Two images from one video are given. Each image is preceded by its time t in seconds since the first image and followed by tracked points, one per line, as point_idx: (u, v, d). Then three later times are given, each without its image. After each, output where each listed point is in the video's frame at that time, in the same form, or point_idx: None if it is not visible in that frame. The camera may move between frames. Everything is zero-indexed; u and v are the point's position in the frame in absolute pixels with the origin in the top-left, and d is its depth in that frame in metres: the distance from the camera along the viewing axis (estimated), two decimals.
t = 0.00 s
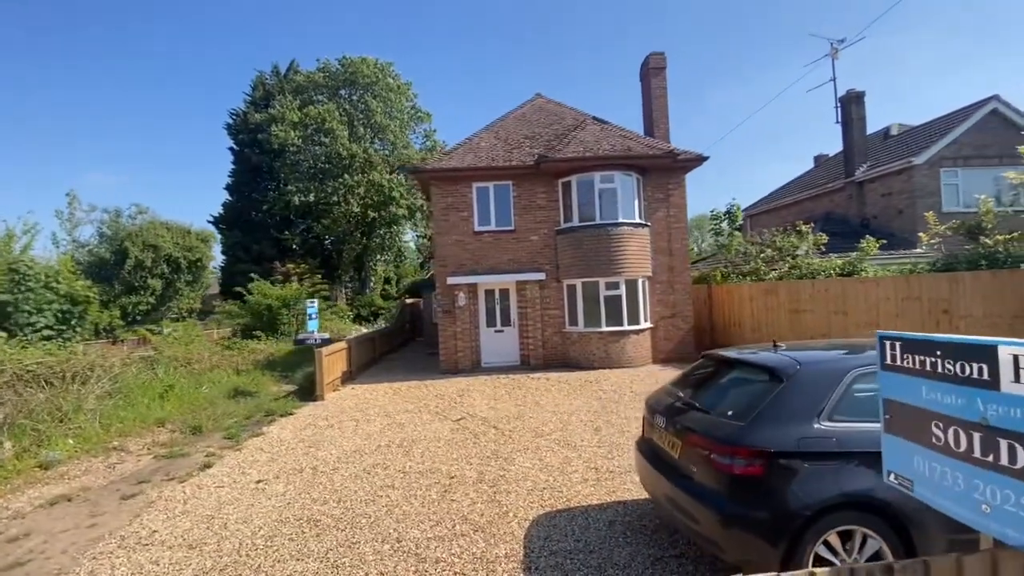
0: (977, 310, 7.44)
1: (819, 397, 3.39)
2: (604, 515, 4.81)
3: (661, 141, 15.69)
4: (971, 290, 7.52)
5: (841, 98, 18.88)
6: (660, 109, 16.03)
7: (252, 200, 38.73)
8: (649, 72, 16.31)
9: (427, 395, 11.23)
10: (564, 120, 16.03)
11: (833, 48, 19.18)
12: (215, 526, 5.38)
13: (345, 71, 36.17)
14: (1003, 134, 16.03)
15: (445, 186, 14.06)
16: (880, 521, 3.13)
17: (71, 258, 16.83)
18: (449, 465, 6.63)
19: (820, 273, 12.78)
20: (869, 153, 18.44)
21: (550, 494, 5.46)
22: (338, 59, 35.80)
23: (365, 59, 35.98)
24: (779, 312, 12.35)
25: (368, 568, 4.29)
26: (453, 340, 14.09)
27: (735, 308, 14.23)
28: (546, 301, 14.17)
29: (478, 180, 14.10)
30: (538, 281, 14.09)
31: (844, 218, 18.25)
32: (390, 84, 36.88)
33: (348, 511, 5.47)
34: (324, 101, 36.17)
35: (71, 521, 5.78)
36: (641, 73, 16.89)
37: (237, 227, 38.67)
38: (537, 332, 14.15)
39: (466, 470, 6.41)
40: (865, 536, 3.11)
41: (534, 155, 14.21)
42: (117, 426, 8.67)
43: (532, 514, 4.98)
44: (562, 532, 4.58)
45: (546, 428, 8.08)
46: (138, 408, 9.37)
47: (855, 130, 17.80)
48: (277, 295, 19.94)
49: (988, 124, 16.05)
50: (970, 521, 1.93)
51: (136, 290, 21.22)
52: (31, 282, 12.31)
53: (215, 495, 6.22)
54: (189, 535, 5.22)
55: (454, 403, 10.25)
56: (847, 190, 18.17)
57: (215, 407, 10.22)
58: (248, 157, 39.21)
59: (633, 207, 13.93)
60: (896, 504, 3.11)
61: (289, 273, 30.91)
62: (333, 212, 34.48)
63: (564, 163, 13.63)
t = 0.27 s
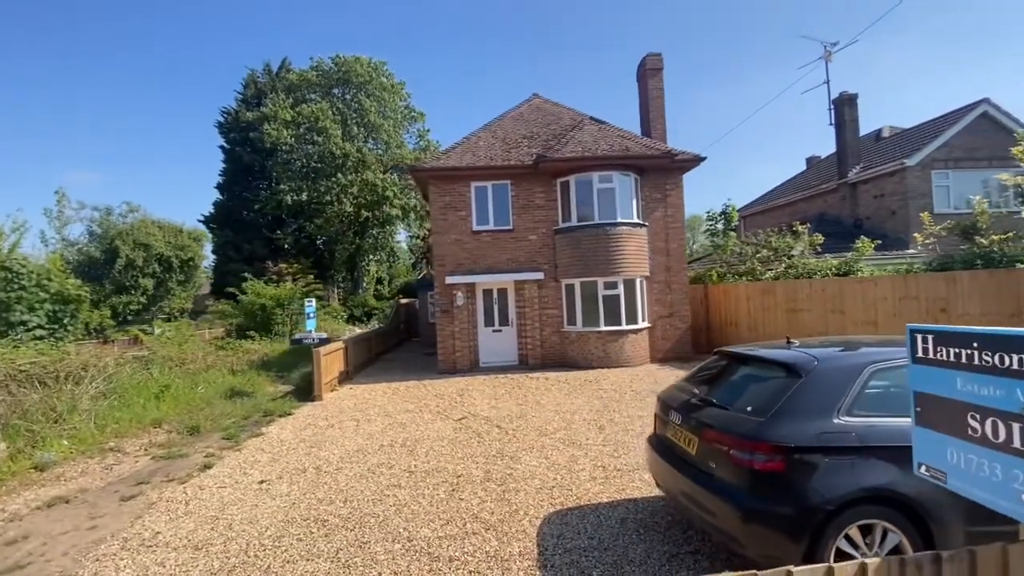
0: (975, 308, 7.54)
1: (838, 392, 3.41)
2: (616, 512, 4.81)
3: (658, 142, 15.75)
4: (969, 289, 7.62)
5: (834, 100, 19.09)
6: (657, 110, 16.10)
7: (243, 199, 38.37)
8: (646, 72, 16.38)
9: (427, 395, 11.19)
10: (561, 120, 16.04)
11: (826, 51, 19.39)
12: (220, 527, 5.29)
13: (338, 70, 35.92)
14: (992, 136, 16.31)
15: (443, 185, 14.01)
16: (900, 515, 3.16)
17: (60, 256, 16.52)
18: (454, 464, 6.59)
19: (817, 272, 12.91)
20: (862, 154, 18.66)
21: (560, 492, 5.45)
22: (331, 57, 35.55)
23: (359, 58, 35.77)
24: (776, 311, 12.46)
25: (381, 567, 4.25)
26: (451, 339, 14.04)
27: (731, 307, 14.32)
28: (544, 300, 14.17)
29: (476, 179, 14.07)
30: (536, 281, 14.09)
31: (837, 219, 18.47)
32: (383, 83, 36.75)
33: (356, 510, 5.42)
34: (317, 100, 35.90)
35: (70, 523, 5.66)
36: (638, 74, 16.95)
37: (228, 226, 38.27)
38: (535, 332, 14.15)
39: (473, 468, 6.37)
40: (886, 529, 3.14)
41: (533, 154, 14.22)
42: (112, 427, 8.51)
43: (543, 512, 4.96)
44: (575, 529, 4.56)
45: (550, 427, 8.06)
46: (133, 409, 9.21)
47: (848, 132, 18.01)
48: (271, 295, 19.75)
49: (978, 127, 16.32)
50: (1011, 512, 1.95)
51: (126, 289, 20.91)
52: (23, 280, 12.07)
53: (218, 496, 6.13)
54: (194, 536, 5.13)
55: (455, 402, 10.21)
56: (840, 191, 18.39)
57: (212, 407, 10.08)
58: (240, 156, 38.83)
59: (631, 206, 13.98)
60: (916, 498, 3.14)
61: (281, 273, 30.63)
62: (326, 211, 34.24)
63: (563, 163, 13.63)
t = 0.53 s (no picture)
0: (972, 309, 7.62)
1: (856, 390, 3.43)
2: (628, 511, 4.81)
3: (655, 142, 15.82)
4: (967, 289, 7.70)
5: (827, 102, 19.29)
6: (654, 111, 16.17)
7: (235, 199, 38.01)
8: (643, 73, 16.44)
9: (427, 395, 11.15)
10: (559, 120, 16.05)
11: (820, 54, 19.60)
12: (226, 529, 5.21)
13: (332, 69, 35.68)
14: (982, 139, 16.57)
15: (442, 184, 13.96)
16: (920, 512, 3.18)
17: (50, 255, 16.25)
18: (460, 464, 6.56)
19: (813, 272, 13.04)
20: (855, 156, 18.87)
21: (569, 492, 5.43)
22: (324, 56, 35.30)
23: (353, 57, 35.55)
24: (773, 311, 12.57)
25: (393, 568, 4.20)
26: (449, 340, 13.99)
27: (728, 308, 14.43)
28: (543, 300, 14.17)
29: (475, 179, 14.04)
30: (535, 281, 14.08)
31: (830, 220, 18.67)
32: (377, 83, 36.60)
33: (364, 511, 5.36)
34: (310, 98, 35.63)
35: (70, 526, 5.55)
36: (635, 75, 17.01)
37: (220, 226, 37.87)
38: (534, 331, 14.13)
39: (479, 469, 6.34)
40: (906, 526, 3.16)
41: (532, 154, 14.22)
42: (108, 429, 8.36)
43: (555, 512, 4.95)
44: (588, 529, 4.55)
45: (553, 427, 8.06)
46: (130, 410, 9.06)
47: (841, 134, 18.22)
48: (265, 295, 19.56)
49: (969, 130, 16.57)
50: None
51: (118, 289, 20.60)
52: (15, 279, 11.85)
53: (221, 498, 6.04)
54: (199, 539, 5.05)
55: (455, 403, 10.17)
56: (834, 193, 18.60)
57: (209, 408, 9.96)
58: (231, 154, 38.45)
59: (629, 207, 14.02)
60: (936, 495, 3.16)
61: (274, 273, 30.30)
62: (319, 211, 33.98)
63: (562, 163, 13.64)
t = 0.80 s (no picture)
0: (971, 307, 7.74)
1: (874, 387, 3.47)
2: (640, 509, 4.83)
3: (653, 143, 15.89)
4: (965, 288, 7.82)
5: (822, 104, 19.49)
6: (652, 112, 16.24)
7: (227, 197, 37.64)
8: (641, 74, 16.51)
9: (427, 395, 11.11)
10: (557, 120, 16.08)
11: (814, 57, 19.81)
12: (234, 530, 5.15)
13: (326, 67, 35.43)
14: (973, 142, 16.83)
15: (441, 184, 13.92)
16: (937, 507, 3.22)
17: (40, 254, 15.97)
18: (467, 463, 6.54)
19: (810, 273, 13.18)
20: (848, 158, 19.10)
21: (580, 490, 5.44)
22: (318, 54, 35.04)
23: (347, 55, 35.33)
24: (771, 311, 12.69)
25: (409, 568, 4.17)
26: (448, 339, 13.95)
27: (726, 307, 14.54)
28: (542, 300, 14.19)
29: (474, 178, 14.02)
30: (534, 280, 14.09)
31: (824, 221, 18.88)
32: (372, 81, 36.42)
33: (374, 511, 5.32)
34: (304, 97, 35.36)
35: (73, 528, 5.45)
36: (633, 76, 17.08)
37: (211, 225, 37.47)
38: (533, 331, 14.14)
39: (487, 467, 6.33)
40: (924, 521, 3.20)
41: (532, 154, 14.22)
42: (106, 429, 8.24)
43: (567, 510, 4.95)
44: (602, 527, 4.56)
45: (558, 425, 8.06)
46: (127, 410, 8.94)
47: (836, 136, 18.43)
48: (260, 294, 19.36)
49: (960, 133, 16.83)
50: None
51: (109, 288, 20.32)
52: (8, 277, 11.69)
53: (226, 499, 5.96)
54: (207, 540, 4.98)
55: (457, 402, 10.13)
56: (828, 194, 18.81)
57: (208, 408, 9.84)
58: (223, 153, 38.06)
59: (628, 207, 14.07)
60: (954, 489, 3.20)
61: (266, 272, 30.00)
62: (313, 210, 33.73)
63: (562, 163, 13.66)
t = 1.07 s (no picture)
0: (969, 306, 7.87)
1: (891, 384, 3.51)
2: (653, 506, 4.86)
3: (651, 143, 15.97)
4: (963, 288, 7.95)
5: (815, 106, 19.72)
6: (650, 112, 16.32)
7: (219, 196, 37.27)
8: (639, 75, 16.58)
9: (428, 394, 11.06)
10: (555, 120, 16.10)
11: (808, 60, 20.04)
12: (244, 530, 5.10)
13: (319, 65, 35.16)
14: (964, 145, 17.12)
15: (440, 183, 13.89)
16: (955, 500, 3.27)
17: (31, 252, 15.71)
18: (475, 462, 6.53)
19: (807, 272, 13.32)
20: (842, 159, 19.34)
21: (591, 488, 5.45)
22: (312, 52, 34.78)
23: (341, 54, 35.10)
24: (769, 310, 12.80)
25: (426, 566, 4.15)
26: (447, 339, 13.93)
27: (723, 307, 14.65)
28: (541, 299, 14.20)
29: (473, 177, 14.00)
30: (533, 280, 14.10)
31: (818, 222, 19.10)
32: (366, 80, 36.22)
33: (385, 510, 5.29)
34: (297, 95, 35.07)
35: (77, 529, 5.36)
36: (631, 76, 17.15)
37: (203, 223, 37.06)
38: (532, 330, 14.14)
39: (495, 466, 6.32)
40: (943, 514, 3.25)
41: (531, 153, 14.23)
42: (105, 430, 8.12)
43: (580, 507, 4.96)
44: (617, 523, 4.58)
45: (563, 424, 8.07)
46: (125, 410, 8.81)
47: (829, 138, 18.65)
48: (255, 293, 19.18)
49: (951, 136, 17.10)
50: None
51: (101, 287, 20.06)
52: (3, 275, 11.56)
53: (233, 499, 5.90)
54: (217, 540, 4.92)
55: (459, 401, 10.11)
56: (822, 195, 19.02)
57: (208, 408, 9.74)
58: (215, 151, 37.68)
59: (627, 206, 14.12)
60: (972, 483, 3.25)
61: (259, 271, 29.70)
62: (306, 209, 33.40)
63: (562, 163, 13.67)
